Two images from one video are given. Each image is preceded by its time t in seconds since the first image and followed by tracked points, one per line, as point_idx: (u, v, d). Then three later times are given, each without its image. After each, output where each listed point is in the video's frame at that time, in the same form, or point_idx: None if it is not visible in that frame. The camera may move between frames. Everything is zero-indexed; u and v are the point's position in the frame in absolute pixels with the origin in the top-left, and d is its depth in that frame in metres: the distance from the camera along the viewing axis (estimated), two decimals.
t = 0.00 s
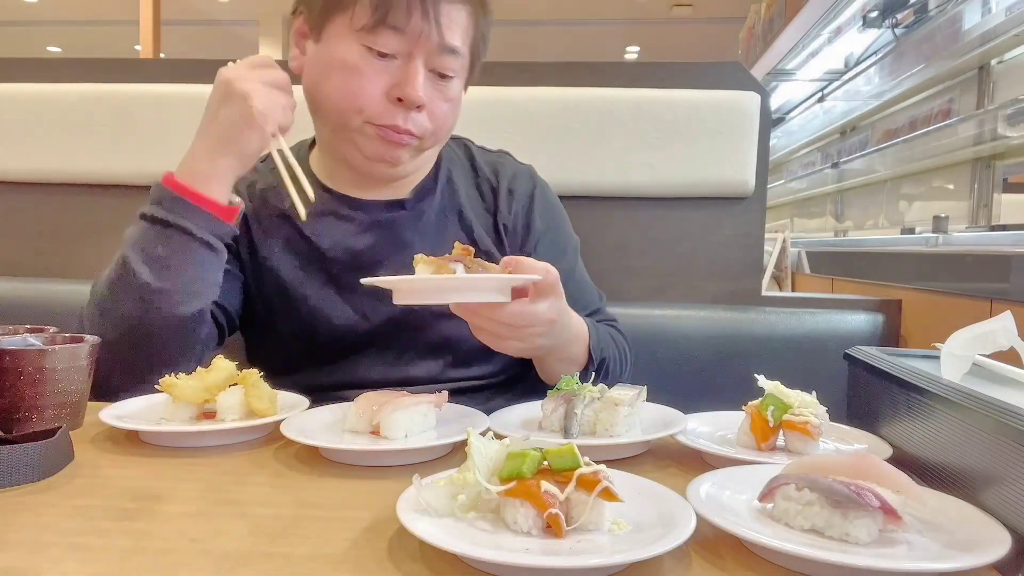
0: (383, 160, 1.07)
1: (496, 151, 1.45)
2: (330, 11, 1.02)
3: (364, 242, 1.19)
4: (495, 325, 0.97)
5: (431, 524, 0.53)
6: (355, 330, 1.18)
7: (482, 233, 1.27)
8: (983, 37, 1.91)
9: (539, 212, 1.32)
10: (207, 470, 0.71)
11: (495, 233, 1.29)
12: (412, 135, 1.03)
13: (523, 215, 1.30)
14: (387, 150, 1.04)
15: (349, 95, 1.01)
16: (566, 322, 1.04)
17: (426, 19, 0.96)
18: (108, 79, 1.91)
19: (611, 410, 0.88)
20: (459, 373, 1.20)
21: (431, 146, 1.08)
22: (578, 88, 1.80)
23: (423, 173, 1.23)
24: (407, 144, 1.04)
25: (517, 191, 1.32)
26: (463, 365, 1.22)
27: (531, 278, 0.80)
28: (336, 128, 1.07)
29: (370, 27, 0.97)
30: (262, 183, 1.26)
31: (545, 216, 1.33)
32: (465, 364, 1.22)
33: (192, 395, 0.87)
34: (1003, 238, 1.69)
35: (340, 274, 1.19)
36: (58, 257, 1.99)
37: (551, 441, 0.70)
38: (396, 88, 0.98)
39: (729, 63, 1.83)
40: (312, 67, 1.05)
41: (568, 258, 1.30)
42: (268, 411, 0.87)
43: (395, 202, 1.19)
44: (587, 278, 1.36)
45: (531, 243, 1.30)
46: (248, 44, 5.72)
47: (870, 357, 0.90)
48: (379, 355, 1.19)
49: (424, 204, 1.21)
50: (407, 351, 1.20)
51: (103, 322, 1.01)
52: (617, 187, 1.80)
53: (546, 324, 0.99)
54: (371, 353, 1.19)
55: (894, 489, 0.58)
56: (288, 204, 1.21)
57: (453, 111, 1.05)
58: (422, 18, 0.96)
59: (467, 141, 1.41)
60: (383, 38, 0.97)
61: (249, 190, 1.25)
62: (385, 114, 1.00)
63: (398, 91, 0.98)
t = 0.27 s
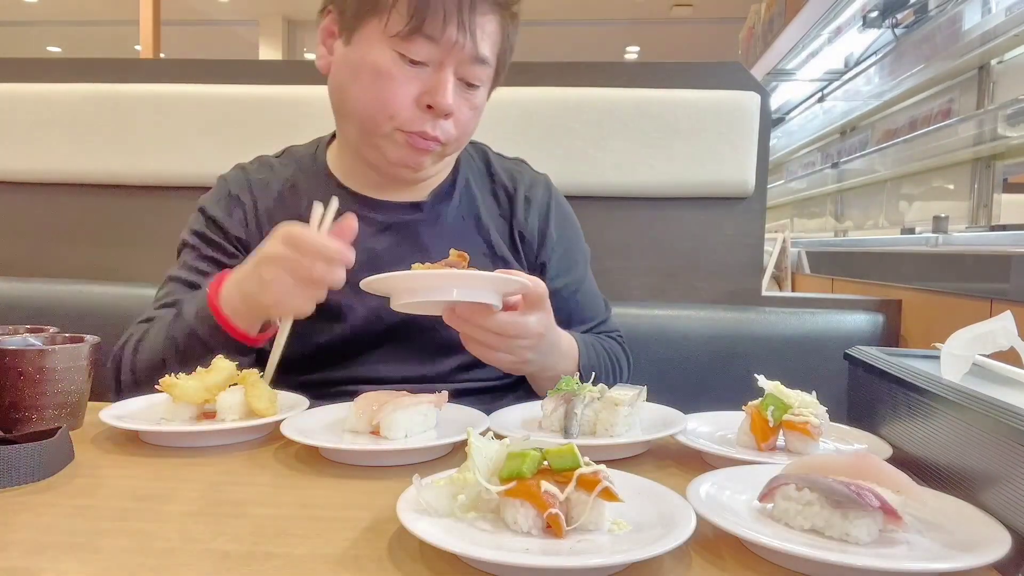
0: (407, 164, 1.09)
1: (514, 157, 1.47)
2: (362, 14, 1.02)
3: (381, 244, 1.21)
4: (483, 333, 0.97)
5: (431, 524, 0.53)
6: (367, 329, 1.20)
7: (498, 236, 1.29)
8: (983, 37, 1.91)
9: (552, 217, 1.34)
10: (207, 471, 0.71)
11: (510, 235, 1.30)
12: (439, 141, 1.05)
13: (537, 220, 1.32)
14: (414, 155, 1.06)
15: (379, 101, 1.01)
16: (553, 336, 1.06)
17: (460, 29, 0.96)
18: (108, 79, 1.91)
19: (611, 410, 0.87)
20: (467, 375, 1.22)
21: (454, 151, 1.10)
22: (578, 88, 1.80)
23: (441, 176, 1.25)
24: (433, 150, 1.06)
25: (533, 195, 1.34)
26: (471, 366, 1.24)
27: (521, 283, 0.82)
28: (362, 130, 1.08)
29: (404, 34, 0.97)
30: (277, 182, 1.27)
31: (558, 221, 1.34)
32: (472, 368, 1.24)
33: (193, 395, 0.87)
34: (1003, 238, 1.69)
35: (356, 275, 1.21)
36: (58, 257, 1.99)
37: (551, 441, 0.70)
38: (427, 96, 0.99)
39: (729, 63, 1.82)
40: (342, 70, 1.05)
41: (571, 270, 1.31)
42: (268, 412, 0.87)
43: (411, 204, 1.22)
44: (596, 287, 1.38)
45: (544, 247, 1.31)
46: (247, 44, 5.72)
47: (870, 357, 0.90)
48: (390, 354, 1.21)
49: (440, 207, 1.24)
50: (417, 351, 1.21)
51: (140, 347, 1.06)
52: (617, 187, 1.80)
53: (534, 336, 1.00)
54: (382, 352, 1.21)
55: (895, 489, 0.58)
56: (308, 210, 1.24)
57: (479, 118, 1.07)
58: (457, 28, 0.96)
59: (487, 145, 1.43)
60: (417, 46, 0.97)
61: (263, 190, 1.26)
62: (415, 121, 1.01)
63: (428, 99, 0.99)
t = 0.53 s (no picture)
0: (415, 170, 1.10)
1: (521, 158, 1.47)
2: (371, 21, 1.02)
3: (386, 244, 1.22)
4: (458, 335, 0.98)
5: (432, 524, 0.53)
6: (376, 325, 1.21)
7: (502, 236, 1.29)
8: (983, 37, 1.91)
9: (555, 216, 1.33)
10: (207, 471, 0.71)
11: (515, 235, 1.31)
12: (447, 148, 1.06)
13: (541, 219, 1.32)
14: (423, 161, 1.07)
15: (388, 107, 1.02)
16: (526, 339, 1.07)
17: (469, 36, 0.96)
18: (108, 79, 1.91)
19: (611, 410, 0.87)
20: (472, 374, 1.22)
21: (462, 155, 1.11)
22: (578, 88, 1.80)
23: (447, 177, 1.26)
24: (441, 156, 1.07)
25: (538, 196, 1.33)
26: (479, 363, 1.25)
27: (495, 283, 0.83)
28: (371, 137, 1.09)
29: (413, 41, 0.97)
30: (278, 184, 1.27)
31: (561, 221, 1.34)
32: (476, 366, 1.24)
33: (193, 395, 0.87)
34: (1003, 237, 1.69)
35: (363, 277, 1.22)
36: (59, 257, 1.99)
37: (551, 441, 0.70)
38: (436, 103, 1.00)
39: (729, 63, 1.82)
40: (351, 76, 1.05)
41: (570, 271, 1.32)
42: (268, 412, 0.87)
43: (414, 204, 1.22)
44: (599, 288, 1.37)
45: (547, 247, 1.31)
46: (247, 44, 5.72)
47: (870, 357, 0.90)
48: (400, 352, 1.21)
49: (445, 207, 1.24)
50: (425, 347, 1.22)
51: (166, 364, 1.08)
52: (617, 188, 1.80)
53: (510, 339, 1.02)
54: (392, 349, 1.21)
55: (895, 489, 0.58)
56: (308, 209, 1.24)
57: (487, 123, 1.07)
58: (465, 34, 0.96)
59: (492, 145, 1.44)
60: (426, 53, 0.97)
61: (266, 192, 1.26)
62: (424, 127, 1.02)
63: (437, 106, 0.99)
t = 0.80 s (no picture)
0: (417, 178, 1.10)
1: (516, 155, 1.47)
2: (365, 35, 1.02)
3: (384, 241, 1.21)
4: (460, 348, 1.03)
5: (432, 524, 0.53)
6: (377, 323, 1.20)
7: (501, 233, 1.29)
8: (983, 38, 1.91)
9: (552, 213, 1.34)
10: (207, 470, 0.71)
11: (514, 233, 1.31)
12: (449, 155, 1.06)
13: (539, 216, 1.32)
14: (426, 170, 1.07)
15: (388, 120, 1.02)
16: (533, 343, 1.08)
17: (465, 47, 0.95)
18: (108, 79, 1.91)
19: (611, 410, 0.87)
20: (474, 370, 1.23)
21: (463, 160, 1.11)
22: (578, 88, 1.80)
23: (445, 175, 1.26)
24: (444, 164, 1.07)
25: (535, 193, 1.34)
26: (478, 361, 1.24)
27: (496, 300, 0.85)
28: (372, 150, 1.09)
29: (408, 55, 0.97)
30: (273, 186, 1.27)
31: (558, 218, 1.35)
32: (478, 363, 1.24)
33: (193, 395, 0.87)
34: (1003, 237, 1.69)
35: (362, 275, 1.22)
36: (59, 256, 1.99)
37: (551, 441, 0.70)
38: (435, 114, 1.00)
39: (728, 63, 1.82)
40: (348, 91, 1.06)
41: (568, 268, 1.33)
42: (268, 412, 0.87)
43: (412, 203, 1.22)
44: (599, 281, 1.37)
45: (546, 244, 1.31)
46: (248, 44, 5.72)
47: (870, 358, 0.90)
48: (400, 349, 1.20)
49: (443, 205, 1.24)
50: (425, 345, 1.21)
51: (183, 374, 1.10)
52: (617, 188, 1.80)
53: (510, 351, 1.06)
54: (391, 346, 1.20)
55: (894, 489, 0.58)
56: (303, 211, 1.23)
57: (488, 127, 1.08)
58: (461, 45, 0.95)
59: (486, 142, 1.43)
60: (422, 66, 0.97)
61: (261, 195, 1.26)
62: (424, 139, 1.02)
63: (437, 117, 1.00)
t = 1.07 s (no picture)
0: (418, 180, 1.11)
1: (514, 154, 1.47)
2: (361, 41, 1.02)
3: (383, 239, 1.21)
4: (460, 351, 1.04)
5: (432, 524, 0.53)
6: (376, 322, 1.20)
7: (500, 231, 1.29)
8: (983, 37, 1.91)
9: (550, 211, 1.35)
10: (207, 470, 0.71)
11: (514, 230, 1.31)
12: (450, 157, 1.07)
13: (538, 214, 1.32)
14: (426, 171, 1.08)
15: (387, 124, 1.03)
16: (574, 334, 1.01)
17: (462, 49, 0.96)
18: (108, 78, 1.91)
19: (611, 410, 0.87)
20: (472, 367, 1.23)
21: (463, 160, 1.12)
22: (578, 88, 1.80)
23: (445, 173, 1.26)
24: (444, 165, 1.08)
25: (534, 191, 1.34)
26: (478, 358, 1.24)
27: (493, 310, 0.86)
28: (371, 153, 1.09)
29: (405, 59, 0.98)
30: (272, 186, 1.27)
31: (555, 216, 1.35)
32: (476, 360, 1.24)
33: (193, 395, 0.87)
34: (1003, 237, 1.69)
35: (362, 274, 1.21)
36: (59, 257, 1.99)
37: (551, 441, 0.71)
38: (435, 116, 1.00)
39: (728, 63, 1.82)
40: (347, 95, 1.06)
41: (569, 267, 1.35)
42: (268, 412, 0.87)
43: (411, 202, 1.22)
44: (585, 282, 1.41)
45: (545, 242, 1.32)
46: (248, 44, 5.72)
47: (870, 357, 0.90)
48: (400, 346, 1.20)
49: (442, 203, 1.24)
50: (424, 342, 1.21)
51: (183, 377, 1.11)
52: (617, 188, 1.80)
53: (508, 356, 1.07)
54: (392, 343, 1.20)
55: (894, 489, 0.58)
56: (302, 210, 1.23)
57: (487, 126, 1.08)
58: (458, 47, 0.96)
59: (486, 143, 1.44)
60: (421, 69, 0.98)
61: (259, 196, 1.26)
62: (424, 141, 1.03)
63: (437, 119, 1.00)
